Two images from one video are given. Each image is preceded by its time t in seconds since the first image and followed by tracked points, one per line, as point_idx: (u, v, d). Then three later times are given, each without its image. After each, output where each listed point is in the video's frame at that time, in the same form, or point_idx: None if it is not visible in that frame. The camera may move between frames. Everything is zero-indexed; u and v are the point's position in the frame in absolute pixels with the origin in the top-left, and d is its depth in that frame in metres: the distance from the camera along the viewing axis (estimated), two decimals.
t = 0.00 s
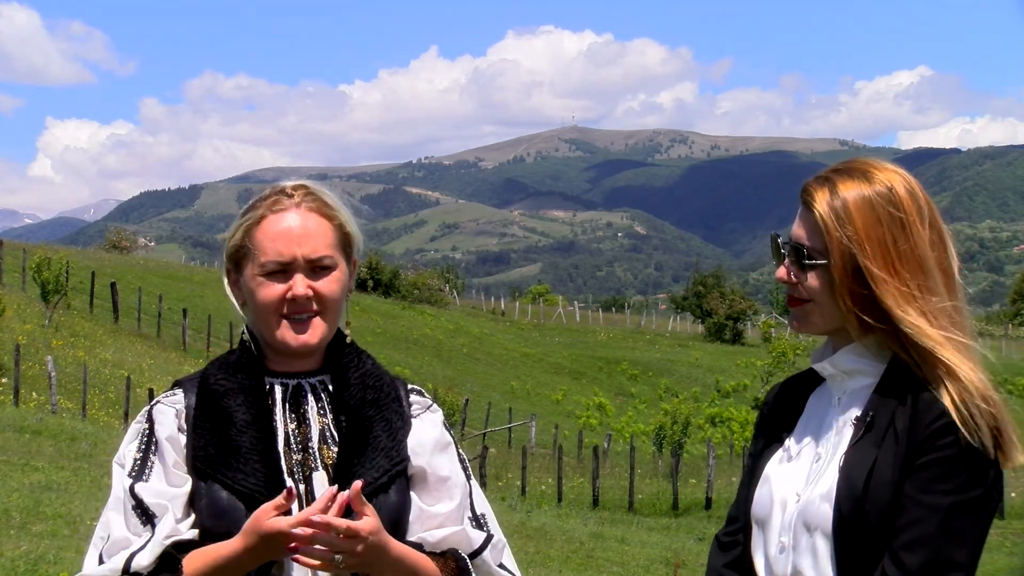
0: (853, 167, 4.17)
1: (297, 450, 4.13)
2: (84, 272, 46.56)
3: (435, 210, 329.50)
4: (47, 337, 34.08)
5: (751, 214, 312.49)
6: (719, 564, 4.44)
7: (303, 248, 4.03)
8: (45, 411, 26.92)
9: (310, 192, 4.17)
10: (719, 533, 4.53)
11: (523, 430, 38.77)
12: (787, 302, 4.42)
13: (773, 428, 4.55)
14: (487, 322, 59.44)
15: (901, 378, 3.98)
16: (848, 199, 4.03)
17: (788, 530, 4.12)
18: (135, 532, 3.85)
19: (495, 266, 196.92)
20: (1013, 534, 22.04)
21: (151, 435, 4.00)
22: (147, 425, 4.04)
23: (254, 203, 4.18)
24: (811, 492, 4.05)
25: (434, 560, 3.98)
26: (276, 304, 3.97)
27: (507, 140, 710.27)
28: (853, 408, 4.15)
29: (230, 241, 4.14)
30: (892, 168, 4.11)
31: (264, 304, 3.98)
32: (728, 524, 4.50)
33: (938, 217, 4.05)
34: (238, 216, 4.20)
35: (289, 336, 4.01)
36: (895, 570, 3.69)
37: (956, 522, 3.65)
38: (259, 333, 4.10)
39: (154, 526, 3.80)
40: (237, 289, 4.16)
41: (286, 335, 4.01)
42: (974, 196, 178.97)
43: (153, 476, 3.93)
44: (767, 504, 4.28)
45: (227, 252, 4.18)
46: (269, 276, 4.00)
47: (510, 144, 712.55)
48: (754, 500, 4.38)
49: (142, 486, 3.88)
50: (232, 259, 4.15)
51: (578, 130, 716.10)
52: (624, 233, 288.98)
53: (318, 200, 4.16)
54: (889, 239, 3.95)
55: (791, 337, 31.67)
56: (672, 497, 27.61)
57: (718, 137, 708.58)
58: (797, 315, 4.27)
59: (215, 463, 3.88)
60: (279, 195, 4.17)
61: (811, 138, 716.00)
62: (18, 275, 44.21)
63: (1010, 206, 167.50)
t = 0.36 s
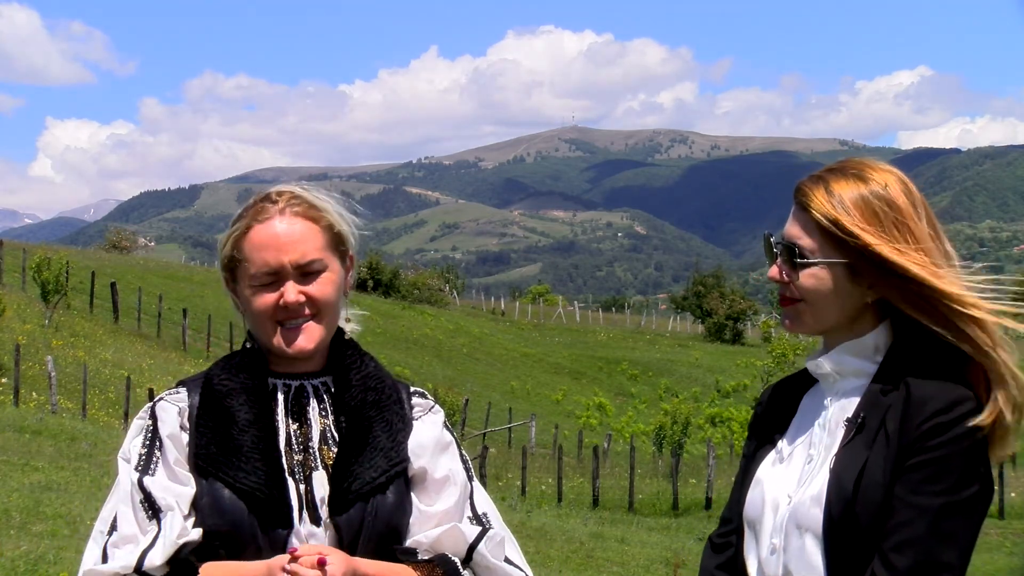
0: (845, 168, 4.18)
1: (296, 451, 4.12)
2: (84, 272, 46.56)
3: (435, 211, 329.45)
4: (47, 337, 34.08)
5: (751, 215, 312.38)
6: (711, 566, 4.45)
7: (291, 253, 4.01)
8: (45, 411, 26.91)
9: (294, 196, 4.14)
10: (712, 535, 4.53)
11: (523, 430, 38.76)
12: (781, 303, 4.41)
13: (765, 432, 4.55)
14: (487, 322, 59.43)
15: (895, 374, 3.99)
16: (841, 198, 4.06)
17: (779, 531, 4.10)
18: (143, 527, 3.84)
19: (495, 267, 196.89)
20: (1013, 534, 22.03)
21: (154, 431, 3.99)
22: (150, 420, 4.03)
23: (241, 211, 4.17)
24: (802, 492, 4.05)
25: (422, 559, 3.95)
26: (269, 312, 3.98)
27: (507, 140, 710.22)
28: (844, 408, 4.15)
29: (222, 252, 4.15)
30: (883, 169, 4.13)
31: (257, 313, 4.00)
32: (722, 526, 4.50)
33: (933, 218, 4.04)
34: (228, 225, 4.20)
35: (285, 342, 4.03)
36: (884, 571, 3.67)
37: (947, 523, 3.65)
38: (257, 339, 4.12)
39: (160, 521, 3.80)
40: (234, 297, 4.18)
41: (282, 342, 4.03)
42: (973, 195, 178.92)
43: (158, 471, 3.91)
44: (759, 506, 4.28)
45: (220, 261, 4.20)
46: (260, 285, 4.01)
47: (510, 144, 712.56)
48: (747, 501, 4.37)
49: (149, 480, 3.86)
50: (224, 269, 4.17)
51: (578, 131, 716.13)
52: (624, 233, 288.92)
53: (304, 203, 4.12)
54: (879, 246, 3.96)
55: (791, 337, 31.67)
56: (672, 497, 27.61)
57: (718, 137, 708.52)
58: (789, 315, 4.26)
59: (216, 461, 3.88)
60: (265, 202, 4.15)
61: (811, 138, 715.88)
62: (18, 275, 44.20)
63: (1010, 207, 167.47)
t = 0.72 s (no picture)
0: (836, 166, 4.19)
1: (295, 451, 4.11)
2: (84, 272, 46.57)
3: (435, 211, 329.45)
4: (47, 337, 34.07)
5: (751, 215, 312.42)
6: (704, 567, 4.45)
7: (295, 244, 4.02)
8: (45, 412, 26.91)
9: (302, 190, 4.17)
10: (705, 537, 4.53)
11: (523, 430, 38.78)
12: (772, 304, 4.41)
13: (756, 434, 4.54)
14: (487, 321, 59.44)
15: (891, 373, 3.98)
16: (831, 196, 4.05)
17: (771, 533, 4.10)
18: (143, 519, 3.82)
19: (495, 267, 196.90)
20: (1014, 534, 22.02)
21: (153, 430, 3.97)
22: (149, 419, 4.02)
23: (249, 203, 4.20)
24: (795, 493, 4.03)
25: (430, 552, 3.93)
26: (269, 299, 3.95)
27: (507, 141, 710.29)
28: (837, 407, 4.16)
29: (227, 242, 4.16)
30: (875, 168, 4.13)
31: (257, 301, 3.97)
32: (715, 527, 4.49)
33: (922, 214, 4.03)
34: (234, 217, 4.23)
35: (280, 330, 3.98)
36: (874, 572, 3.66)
37: (937, 524, 3.64)
38: (256, 331, 4.09)
39: (163, 513, 3.79)
40: (235, 289, 4.16)
41: (278, 329, 3.98)
42: (973, 195, 179.00)
43: (158, 468, 3.90)
44: (751, 506, 4.27)
45: (223, 253, 4.21)
46: (262, 273, 4.00)
47: (510, 144, 712.64)
48: (739, 502, 4.37)
49: (149, 475, 3.86)
50: (228, 259, 4.18)
51: (578, 131, 716.16)
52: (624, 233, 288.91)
53: (310, 196, 4.15)
54: (876, 237, 3.96)
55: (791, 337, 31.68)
56: (672, 497, 27.61)
57: (718, 137, 708.61)
58: (780, 316, 4.26)
59: (215, 460, 3.87)
60: (273, 194, 4.18)
61: (811, 138, 715.85)
62: (18, 275, 44.19)
63: (1010, 207, 167.52)
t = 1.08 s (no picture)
0: (830, 167, 4.19)
1: (283, 452, 4.05)
2: (84, 272, 46.59)
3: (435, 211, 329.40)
4: (47, 337, 34.07)
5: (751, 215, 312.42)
6: (699, 568, 4.47)
7: (303, 248, 4.02)
8: (45, 412, 26.91)
9: (316, 195, 4.17)
10: (701, 538, 4.54)
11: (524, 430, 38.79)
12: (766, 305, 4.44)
13: (751, 434, 4.55)
14: (487, 321, 59.43)
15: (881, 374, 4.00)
16: (822, 198, 4.06)
17: (764, 535, 4.11)
18: (133, 531, 3.83)
19: (495, 266, 196.89)
20: (1014, 534, 22.03)
21: (146, 439, 4.02)
22: (144, 429, 4.06)
23: (260, 199, 4.20)
24: (788, 494, 4.05)
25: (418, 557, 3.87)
26: (272, 302, 3.95)
27: (506, 141, 710.28)
28: (828, 410, 4.16)
29: (230, 236, 4.15)
30: (868, 169, 4.12)
31: (259, 302, 3.97)
32: (709, 528, 4.50)
33: (918, 221, 4.04)
34: (241, 211, 4.22)
35: (280, 335, 3.98)
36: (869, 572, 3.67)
37: (934, 525, 3.64)
38: (254, 333, 4.09)
39: (150, 524, 3.78)
40: (235, 285, 4.16)
41: (278, 334, 3.98)
42: (973, 195, 179.06)
43: (148, 478, 3.92)
44: (745, 506, 4.28)
45: (227, 245, 4.20)
46: (268, 272, 4.00)
47: (510, 144, 712.69)
48: (733, 502, 4.37)
49: (138, 485, 3.87)
50: (231, 252, 4.17)
51: (577, 131, 716.17)
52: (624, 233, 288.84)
53: (323, 202, 4.16)
54: (873, 240, 3.96)
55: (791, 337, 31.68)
56: (672, 497, 27.60)
57: (717, 138, 708.73)
58: (773, 316, 4.29)
59: (201, 467, 3.86)
60: (287, 194, 4.19)
61: (811, 138, 715.75)
62: (18, 275, 44.20)
63: (1010, 207, 167.47)
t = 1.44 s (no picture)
0: (823, 167, 4.18)
1: (279, 454, 4.05)
2: (84, 272, 46.60)
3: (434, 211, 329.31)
4: (47, 337, 34.06)
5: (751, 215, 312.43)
6: (696, 570, 4.46)
7: (306, 248, 4.02)
8: (45, 412, 26.91)
9: (321, 197, 4.17)
10: (696, 539, 4.53)
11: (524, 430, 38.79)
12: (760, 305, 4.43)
13: (746, 437, 4.53)
14: (487, 321, 59.43)
15: (876, 375, 3.97)
16: (816, 199, 4.05)
17: (762, 536, 4.10)
18: (136, 540, 3.90)
19: (495, 266, 196.84)
20: (1014, 534, 22.02)
21: (147, 444, 4.05)
22: (146, 434, 4.08)
23: (264, 199, 4.20)
24: (785, 495, 4.04)
25: (412, 557, 3.81)
26: (271, 301, 3.95)
27: (507, 141, 710.33)
28: (824, 411, 4.16)
29: (232, 235, 4.16)
30: (860, 169, 4.12)
31: (258, 302, 3.98)
32: (705, 529, 4.49)
33: (912, 220, 4.04)
34: (246, 210, 4.22)
35: (279, 336, 3.98)
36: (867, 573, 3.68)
37: (930, 526, 3.65)
38: (253, 333, 4.09)
39: (152, 532, 3.84)
40: (235, 282, 4.16)
41: (277, 335, 3.98)
42: (973, 195, 179.04)
43: (150, 485, 3.95)
44: (740, 508, 4.27)
45: (231, 243, 4.20)
46: (268, 271, 4.01)
47: (510, 144, 712.72)
48: (728, 504, 4.36)
49: (140, 492, 3.92)
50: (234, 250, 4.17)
51: (578, 131, 716.16)
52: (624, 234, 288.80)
53: (327, 204, 4.15)
54: (871, 242, 3.95)
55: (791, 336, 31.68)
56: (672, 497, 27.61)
57: (717, 138, 708.76)
58: (767, 318, 4.29)
59: (201, 471, 3.88)
60: (292, 195, 4.18)
61: (811, 138, 715.80)
62: (18, 275, 44.18)
63: (1010, 207, 167.46)
